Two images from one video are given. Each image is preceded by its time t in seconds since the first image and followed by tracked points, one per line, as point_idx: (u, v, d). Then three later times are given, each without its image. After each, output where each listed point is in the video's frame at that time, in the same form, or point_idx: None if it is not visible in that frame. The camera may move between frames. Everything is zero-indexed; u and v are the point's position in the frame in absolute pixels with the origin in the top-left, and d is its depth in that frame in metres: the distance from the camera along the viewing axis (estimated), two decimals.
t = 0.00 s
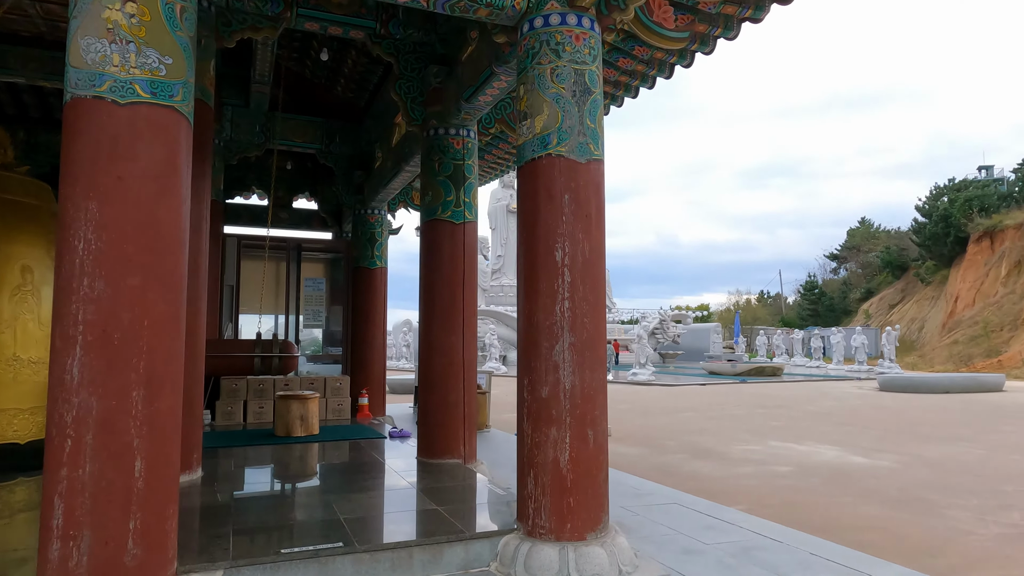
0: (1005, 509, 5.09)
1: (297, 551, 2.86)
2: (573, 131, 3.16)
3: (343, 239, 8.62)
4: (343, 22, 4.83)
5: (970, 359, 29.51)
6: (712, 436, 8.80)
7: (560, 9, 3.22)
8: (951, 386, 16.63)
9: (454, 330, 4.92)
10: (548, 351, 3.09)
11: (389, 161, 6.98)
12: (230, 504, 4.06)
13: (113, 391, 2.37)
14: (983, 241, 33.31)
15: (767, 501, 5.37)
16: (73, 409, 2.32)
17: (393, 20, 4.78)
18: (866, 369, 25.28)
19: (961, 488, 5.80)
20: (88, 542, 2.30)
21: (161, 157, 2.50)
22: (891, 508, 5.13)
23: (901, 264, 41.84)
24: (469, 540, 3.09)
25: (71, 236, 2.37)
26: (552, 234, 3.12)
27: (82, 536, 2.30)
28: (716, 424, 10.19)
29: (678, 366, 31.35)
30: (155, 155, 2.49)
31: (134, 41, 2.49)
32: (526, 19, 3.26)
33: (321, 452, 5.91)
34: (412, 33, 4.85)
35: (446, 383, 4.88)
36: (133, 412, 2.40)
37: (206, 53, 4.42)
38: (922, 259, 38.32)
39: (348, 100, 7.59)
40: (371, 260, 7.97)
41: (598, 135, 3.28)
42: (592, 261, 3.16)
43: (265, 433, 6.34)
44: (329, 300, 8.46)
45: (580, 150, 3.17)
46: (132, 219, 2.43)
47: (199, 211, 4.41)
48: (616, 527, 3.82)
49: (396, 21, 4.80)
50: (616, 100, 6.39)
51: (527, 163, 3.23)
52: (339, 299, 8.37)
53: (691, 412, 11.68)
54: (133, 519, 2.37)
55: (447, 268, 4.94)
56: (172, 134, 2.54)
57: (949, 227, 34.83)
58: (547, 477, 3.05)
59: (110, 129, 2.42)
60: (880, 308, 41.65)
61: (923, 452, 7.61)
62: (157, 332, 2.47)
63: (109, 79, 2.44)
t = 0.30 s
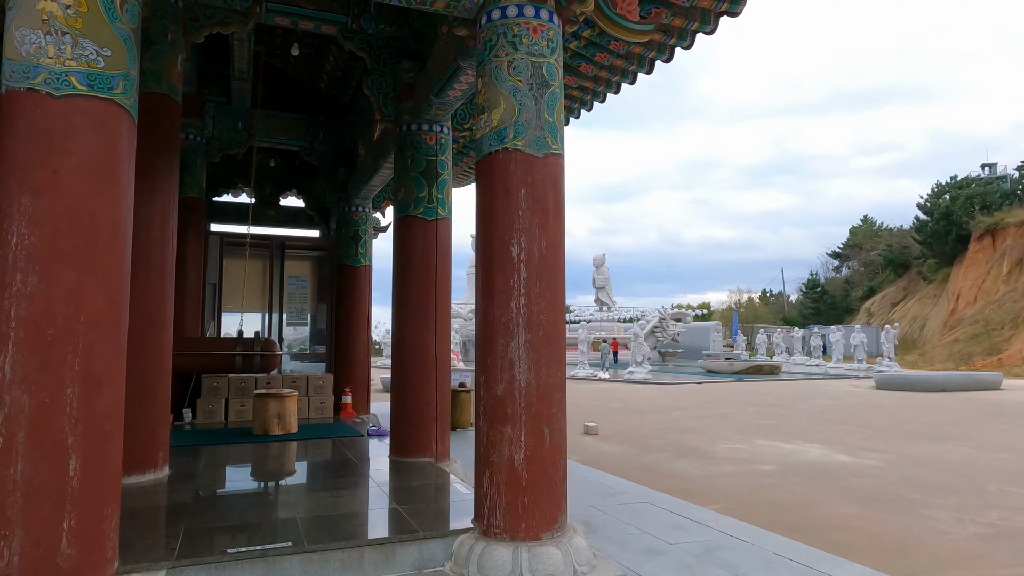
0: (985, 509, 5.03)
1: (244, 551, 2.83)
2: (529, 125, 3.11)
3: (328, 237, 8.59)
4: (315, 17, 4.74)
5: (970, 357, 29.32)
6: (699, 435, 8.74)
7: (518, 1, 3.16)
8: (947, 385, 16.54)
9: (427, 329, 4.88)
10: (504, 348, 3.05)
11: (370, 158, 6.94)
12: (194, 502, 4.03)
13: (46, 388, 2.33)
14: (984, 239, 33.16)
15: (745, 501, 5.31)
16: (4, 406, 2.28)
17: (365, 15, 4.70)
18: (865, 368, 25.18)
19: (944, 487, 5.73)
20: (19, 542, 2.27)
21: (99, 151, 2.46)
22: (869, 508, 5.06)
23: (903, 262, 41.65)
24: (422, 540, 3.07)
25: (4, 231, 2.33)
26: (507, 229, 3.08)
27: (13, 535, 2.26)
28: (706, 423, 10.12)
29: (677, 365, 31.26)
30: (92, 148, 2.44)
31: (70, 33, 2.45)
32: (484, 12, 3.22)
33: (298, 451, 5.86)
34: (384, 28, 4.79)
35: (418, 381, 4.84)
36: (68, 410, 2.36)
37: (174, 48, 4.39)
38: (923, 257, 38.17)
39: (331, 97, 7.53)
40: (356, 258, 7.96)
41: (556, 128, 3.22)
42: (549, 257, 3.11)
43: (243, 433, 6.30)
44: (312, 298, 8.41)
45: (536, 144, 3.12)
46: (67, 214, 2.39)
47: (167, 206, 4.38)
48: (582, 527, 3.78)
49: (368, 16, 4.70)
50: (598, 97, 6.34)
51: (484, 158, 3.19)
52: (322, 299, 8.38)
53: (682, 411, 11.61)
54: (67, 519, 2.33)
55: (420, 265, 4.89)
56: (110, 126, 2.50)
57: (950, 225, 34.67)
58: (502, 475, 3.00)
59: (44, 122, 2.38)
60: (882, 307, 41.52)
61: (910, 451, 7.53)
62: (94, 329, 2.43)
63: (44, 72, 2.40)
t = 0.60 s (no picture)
0: (965, 514, 4.97)
1: (195, 560, 2.83)
2: (489, 128, 3.08)
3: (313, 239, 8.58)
4: (287, 19, 4.68)
5: (969, 357, 29.16)
6: (688, 438, 8.69)
7: (478, 2, 3.13)
8: (943, 386, 16.46)
9: (402, 333, 4.85)
10: (462, 354, 3.01)
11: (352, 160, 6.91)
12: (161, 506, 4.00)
13: None
14: (985, 239, 33.04)
15: (724, 506, 5.26)
16: None
17: (338, 16, 4.63)
18: (864, 368, 25.08)
19: (926, 491, 5.68)
20: None
21: (42, 157, 2.43)
22: (848, 513, 5.01)
23: (903, 262, 41.54)
24: (379, 548, 3.05)
25: None
26: (467, 234, 3.04)
27: None
28: (696, 424, 10.07)
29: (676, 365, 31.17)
30: (34, 155, 2.41)
31: (12, 36, 2.42)
32: (444, 13, 3.19)
33: (277, 454, 5.84)
34: (358, 29, 4.72)
35: (393, 385, 4.81)
36: (8, 418, 2.33)
37: (144, 50, 4.36)
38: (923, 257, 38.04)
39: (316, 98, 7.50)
40: (341, 260, 7.89)
41: (518, 132, 3.19)
42: (509, 261, 3.07)
43: (223, 435, 6.30)
44: (296, 300, 8.40)
45: (496, 147, 3.08)
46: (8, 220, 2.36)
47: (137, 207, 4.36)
48: (551, 533, 3.74)
49: (341, 17, 4.64)
50: (580, 98, 6.30)
51: (444, 161, 3.15)
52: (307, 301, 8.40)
53: (674, 413, 11.58)
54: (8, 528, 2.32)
55: (395, 269, 4.86)
56: (55, 131, 2.47)
57: (951, 225, 34.57)
58: (460, 483, 2.97)
59: None
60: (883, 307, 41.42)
61: (898, 454, 7.48)
62: (37, 337, 2.40)
63: None
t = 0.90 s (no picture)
0: (950, 516, 4.91)
1: (151, 564, 2.83)
2: (456, 124, 3.02)
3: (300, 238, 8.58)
4: (264, 15, 4.67)
5: (968, 358, 29.06)
6: (677, 439, 8.62)
7: None
8: (940, 386, 16.39)
9: (380, 333, 4.82)
10: (427, 354, 2.96)
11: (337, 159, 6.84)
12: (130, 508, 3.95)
13: None
14: (984, 239, 33.01)
15: (708, 508, 5.19)
16: None
17: (316, 12, 4.56)
18: (861, 368, 25.02)
19: (913, 493, 5.61)
20: None
21: None
22: (832, 515, 4.95)
23: (902, 262, 41.45)
24: (342, 552, 3.02)
25: None
26: (433, 231, 2.99)
27: None
28: (688, 425, 10.01)
29: (674, 365, 31.10)
30: None
31: None
32: (412, 7, 3.13)
33: (259, 454, 5.81)
34: (337, 26, 4.58)
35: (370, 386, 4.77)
36: None
37: (116, 46, 4.31)
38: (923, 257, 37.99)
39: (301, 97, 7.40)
40: (328, 259, 7.77)
41: (486, 128, 3.12)
42: (476, 260, 3.02)
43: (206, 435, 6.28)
44: (283, 299, 8.41)
45: (463, 143, 3.03)
46: None
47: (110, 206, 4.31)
48: (524, 536, 3.68)
49: (319, 14, 4.56)
50: (566, 96, 6.25)
51: (410, 158, 3.10)
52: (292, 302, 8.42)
53: (667, 413, 11.51)
54: None
55: (374, 268, 4.81)
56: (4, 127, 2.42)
57: (950, 225, 34.50)
58: (424, 485, 2.91)
59: None
60: (883, 307, 41.37)
61: (888, 455, 7.41)
62: None
63: None
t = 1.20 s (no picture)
0: (942, 522, 4.80)
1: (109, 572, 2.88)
2: (424, 119, 2.94)
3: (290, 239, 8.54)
4: (244, 12, 4.62)
5: (972, 360, 28.81)
6: (672, 442, 8.51)
7: None
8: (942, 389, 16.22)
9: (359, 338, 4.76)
10: (394, 356, 2.87)
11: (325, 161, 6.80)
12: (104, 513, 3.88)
13: None
14: (989, 240, 32.81)
15: (696, 513, 5.09)
16: None
17: (296, 8, 4.48)
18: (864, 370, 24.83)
19: (906, 498, 5.50)
20: None
21: None
22: (822, 521, 4.84)
23: (907, 264, 41.20)
24: (305, 560, 2.99)
25: None
26: (400, 229, 2.90)
27: None
28: (684, 428, 9.90)
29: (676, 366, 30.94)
30: None
31: None
32: None
33: (242, 457, 5.75)
34: (318, 22, 4.51)
35: (350, 390, 4.71)
36: None
37: (91, 43, 4.24)
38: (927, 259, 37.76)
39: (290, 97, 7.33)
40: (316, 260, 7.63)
41: (456, 124, 3.04)
42: (444, 258, 2.93)
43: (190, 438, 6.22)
44: (271, 300, 8.43)
45: (431, 139, 2.94)
46: None
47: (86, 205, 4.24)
48: (501, 543, 3.58)
49: (299, 10, 4.49)
50: (555, 94, 6.18)
51: (378, 154, 3.01)
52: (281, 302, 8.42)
53: (664, 416, 11.40)
54: None
55: (355, 268, 4.73)
56: None
57: (954, 227, 34.29)
58: (390, 491, 2.83)
59: None
60: (888, 309, 41.12)
61: (884, 459, 7.30)
62: None
63: None
